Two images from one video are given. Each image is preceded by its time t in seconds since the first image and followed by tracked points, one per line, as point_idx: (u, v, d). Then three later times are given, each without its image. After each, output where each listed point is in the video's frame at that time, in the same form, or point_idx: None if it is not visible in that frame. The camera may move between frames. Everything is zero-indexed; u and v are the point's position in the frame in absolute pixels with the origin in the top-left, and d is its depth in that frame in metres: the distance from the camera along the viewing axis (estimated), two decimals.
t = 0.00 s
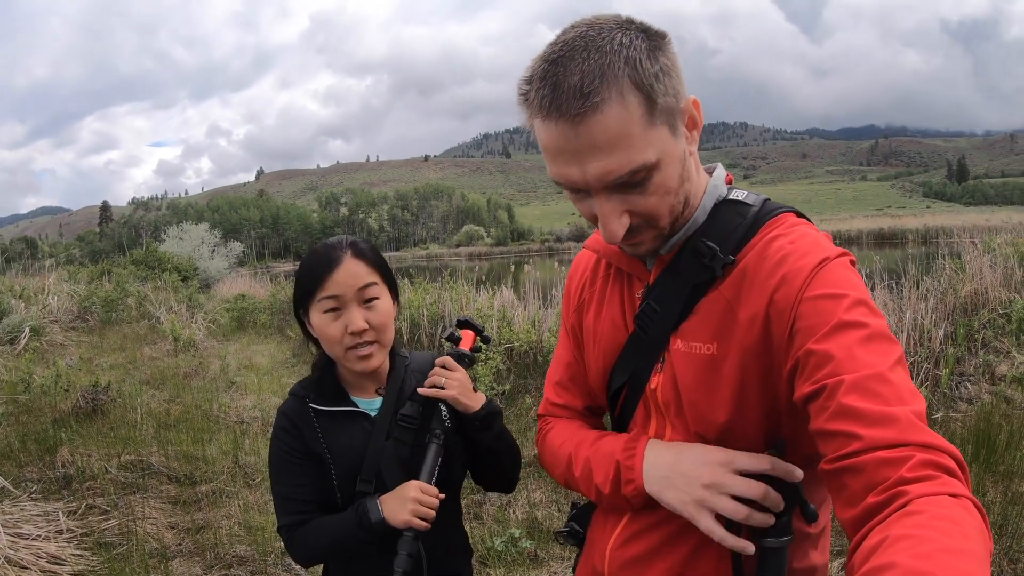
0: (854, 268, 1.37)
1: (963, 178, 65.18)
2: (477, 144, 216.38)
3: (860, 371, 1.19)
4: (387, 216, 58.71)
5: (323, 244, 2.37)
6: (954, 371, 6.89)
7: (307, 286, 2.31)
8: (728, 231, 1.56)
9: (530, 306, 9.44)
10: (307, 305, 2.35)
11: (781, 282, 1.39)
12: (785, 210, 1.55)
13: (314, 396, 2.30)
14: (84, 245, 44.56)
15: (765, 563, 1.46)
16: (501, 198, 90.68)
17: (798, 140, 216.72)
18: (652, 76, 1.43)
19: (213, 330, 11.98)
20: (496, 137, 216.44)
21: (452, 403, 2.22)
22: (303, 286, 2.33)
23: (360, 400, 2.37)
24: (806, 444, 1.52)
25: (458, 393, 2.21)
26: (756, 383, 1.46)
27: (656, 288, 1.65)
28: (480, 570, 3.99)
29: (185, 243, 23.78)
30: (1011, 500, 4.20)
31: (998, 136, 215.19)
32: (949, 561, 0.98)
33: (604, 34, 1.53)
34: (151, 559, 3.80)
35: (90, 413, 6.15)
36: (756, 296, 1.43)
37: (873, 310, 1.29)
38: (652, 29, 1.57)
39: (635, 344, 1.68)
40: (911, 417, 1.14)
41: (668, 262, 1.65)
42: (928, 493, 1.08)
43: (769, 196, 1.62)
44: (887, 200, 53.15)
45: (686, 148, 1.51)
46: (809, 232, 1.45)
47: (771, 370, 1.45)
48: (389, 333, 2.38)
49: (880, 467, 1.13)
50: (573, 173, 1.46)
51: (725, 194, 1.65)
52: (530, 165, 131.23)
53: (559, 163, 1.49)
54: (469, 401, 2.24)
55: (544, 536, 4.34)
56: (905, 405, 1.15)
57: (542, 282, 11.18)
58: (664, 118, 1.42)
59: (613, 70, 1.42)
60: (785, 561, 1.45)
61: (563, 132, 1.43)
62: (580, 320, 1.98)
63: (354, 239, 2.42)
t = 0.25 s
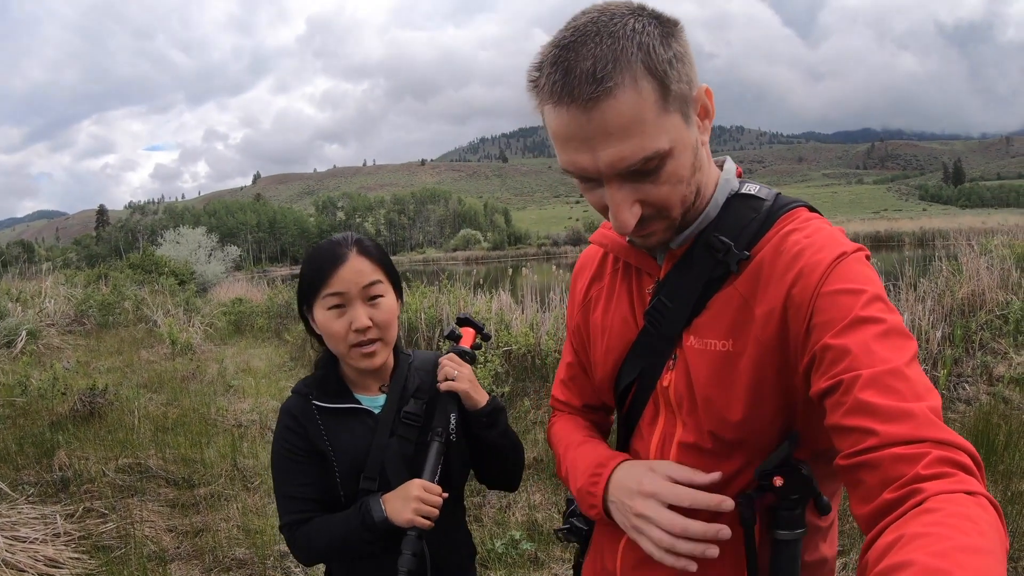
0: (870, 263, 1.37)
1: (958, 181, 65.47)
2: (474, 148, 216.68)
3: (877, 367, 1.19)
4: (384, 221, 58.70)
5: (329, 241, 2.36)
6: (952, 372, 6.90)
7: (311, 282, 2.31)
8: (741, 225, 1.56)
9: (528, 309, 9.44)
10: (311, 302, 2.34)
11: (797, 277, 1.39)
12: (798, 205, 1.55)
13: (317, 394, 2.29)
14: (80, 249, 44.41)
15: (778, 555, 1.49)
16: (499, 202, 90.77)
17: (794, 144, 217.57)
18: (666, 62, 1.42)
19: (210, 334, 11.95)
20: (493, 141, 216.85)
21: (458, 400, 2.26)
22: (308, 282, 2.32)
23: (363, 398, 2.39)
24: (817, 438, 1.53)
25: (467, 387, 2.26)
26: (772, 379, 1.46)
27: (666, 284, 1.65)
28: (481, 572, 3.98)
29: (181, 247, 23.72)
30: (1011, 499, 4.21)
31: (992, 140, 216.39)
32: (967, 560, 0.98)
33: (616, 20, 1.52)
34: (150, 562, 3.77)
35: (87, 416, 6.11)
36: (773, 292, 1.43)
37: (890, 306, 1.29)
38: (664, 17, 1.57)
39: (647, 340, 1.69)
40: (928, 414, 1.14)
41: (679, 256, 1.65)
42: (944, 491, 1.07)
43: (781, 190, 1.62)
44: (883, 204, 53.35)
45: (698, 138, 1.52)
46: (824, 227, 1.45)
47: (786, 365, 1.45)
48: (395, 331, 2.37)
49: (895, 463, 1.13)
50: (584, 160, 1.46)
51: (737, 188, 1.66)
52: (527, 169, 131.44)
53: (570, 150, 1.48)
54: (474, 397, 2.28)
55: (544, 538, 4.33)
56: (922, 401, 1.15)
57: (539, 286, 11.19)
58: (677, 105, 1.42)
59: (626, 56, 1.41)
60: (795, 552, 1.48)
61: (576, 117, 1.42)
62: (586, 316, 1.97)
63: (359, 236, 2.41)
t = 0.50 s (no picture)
0: (866, 268, 1.38)
1: (955, 185, 65.72)
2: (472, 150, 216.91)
3: (872, 370, 1.20)
4: (382, 223, 58.73)
5: (326, 243, 2.37)
6: (948, 375, 6.92)
7: (309, 284, 2.31)
8: (737, 230, 1.57)
9: (526, 311, 9.46)
10: (308, 303, 2.34)
11: (793, 281, 1.40)
12: (794, 210, 1.56)
13: (313, 395, 2.29)
14: (77, 250, 44.35)
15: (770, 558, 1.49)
16: (497, 204, 90.82)
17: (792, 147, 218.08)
18: (670, 67, 1.44)
19: (208, 335, 11.94)
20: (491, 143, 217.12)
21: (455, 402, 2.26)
22: (305, 284, 2.33)
23: (359, 399, 2.38)
24: (808, 440, 1.55)
25: (465, 389, 2.25)
26: (766, 383, 1.47)
27: (661, 288, 1.67)
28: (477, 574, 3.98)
29: (179, 248, 23.72)
30: (1006, 501, 4.23)
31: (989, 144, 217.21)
32: (963, 561, 0.98)
33: (622, 23, 1.53)
34: (146, 563, 3.77)
35: (84, 417, 6.11)
36: (768, 296, 1.44)
37: (885, 310, 1.29)
38: (667, 22, 1.58)
39: (642, 344, 1.70)
40: (923, 416, 1.14)
41: (674, 260, 1.67)
42: (939, 493, 1.07)
43: (776, 195, 1.63)
44: (880, 207, 53.52)
45: (699, 143, 1.53)
46: (820, 231, 1.46)
47: (780, 369, 1.46)
48: (389, 332, 2.38)
49: (890, 465, 1.14)
50: (587, 163, 1.47)
51: (732, 192, 1.67)
52: (525, 171, 131.60)
53: (573, 153, 1.49)
54: (470, 399, 2.28)
55: (540, 540, 4.33)
56: (917, 404, 1.16)
57: (537, 288, 11.22)
58: (681, 111, 1.44)
59: (632, 60, 1.42)
60: (787, 555, 1.49)
61: (580, 121, 1.43)
62: (581, 320, 1.98)
63: (356, 240, 2.42)
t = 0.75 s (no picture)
0: (856, 274, 1.39)
1: (956, 186, 65.69)
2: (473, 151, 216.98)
3: (861, 377, 1.20)
4: (383, 223, 58.77)
5: (323, 248, 2.37)
6: (948, 378, 6.92)
7: (309, 292, 2.32)
8: (728, 237, 1.57)
9: (526, 312, 9.47)
10: (306, 307, 2.35)
11: (783, 289, 1.41)
12: (784, 217, 1.57)
13: (310, 396, 2.30)
14: (78, 249, 44.40)
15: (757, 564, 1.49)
16: (498, 205, 90.83)
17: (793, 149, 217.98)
18: (661, 84, 1.44)
19: (208, 335, 11.95)
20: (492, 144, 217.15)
21: (450, 404, 2.26)
22: (304, 291, 2.34)
23: (354, 401, 2.38)
24: (797, 446, 1.56)
25: (460, 390, 2.25)
26: (754, 390, 1.48)
27: (653, 294, 1.68)
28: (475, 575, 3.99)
29: (180, 248, 23.74)
30: (1005, 504, 4.23)
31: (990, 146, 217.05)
32: (953, 566, 0.98)
33: (611, 38, 1.53)
34: (145, 563, 3.77)
35: (85, 417, 6.12)
36: (757, 304, 1.45)
37: (875, 317, 1.30)
38: (657, 35, 1.58)
39: (633, 351, 1.72)
40: (913, 422, 1.15)
41: (665, 268, 1.68)
42: (930, 498, 1.08)
43: (767, 202, 1.64)
44: (881, 209, 53.51)
45: (690, 155, 1.54)
46: (809, 238, 1.47)
47: (769, 376, 1.47)
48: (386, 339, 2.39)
49: (880, 471, 1.14)
50: (577, 182, 1.47)
51: (723, 200, 1.68)
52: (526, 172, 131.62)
53: (563, 172, 1.50)
54: (464, 400, 2.28)
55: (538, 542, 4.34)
56: (907, 409, 1.16)
57: (537, 290, 11.23)
58: (671, 128, 1.44)
59: (622, 78, 1.42)
60: (775, 561, 1.48)
61: (570, 141, 1.44)
62: (575, 325, 1.99)
63: (355, 245, 2.42)
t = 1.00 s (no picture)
0: (853, 272, 1.40)
1: (960, 187, 65.48)
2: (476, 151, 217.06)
3: (858, 374, 1.21)
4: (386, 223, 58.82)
5: (324, 249, 2.38)
6: (950, 379, 6.91)
7: (309, 296, 2.32)
8: (726, 236, 1.57)
9: (528, 312, 9.47)
10: (306, 309, 2.35)
11: (781, 288, 1.41)
12: (781, 215, 1.58)
13: (312, 392, 2.31)
14: (82, 249, 44.53)
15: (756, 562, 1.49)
16: (501, 205, 90.84)
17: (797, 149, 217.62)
18: (663, 98, 1.44)
19: (211, 334, 11.98)
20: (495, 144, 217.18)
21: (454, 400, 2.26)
22: (304, 295, 2.34)
23: (355, 397, 2.38)
24: (794, 444, 1.57)
25: (465, 386, 2.25)
26: (752, 388, 1.48)
27: (649, 294, 1.68)
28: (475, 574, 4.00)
29: (183, 248, 23.80)
30: (1007, 505, 4.22)
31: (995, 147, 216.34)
32: (950, 563, 0.99)
33: (609, 51, 1.51)
34: (146, 561, 3.78)
35: (87, 415, 6.14)
36: (755, 303, 1.46)
37: (872, 315, 1.31)
38: (652, 43, 1.58)
39: (630, 351, 1.72)
40: (910, 419, 1.15)
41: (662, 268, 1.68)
42: (928, 495, 1.08)
43: (764, 201, 1.64)
44: (884, 210, 53.37)
45: (690, 163, 1.55)
46: (806, 236, 1.47)
47: (767, 375, 1.47)
48: (387, 340, 2.39)
49: (879, 469, 1.14)
50: (582, 202, 1.46)
51: (720, 199, 1.68)
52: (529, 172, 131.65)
53: (567, 192, 1.48)
54: (468, 396, 2.27)
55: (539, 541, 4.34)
56: (904, 407, 1.17)
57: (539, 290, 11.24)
58: (674, 141, 1.45)
59: (625, 95, 1.41)
60: (772, 557, 1.48)
61: (575, 163, 1.42)
62: (571, 324, 2.00)
63: (357, 246, 2.42)
